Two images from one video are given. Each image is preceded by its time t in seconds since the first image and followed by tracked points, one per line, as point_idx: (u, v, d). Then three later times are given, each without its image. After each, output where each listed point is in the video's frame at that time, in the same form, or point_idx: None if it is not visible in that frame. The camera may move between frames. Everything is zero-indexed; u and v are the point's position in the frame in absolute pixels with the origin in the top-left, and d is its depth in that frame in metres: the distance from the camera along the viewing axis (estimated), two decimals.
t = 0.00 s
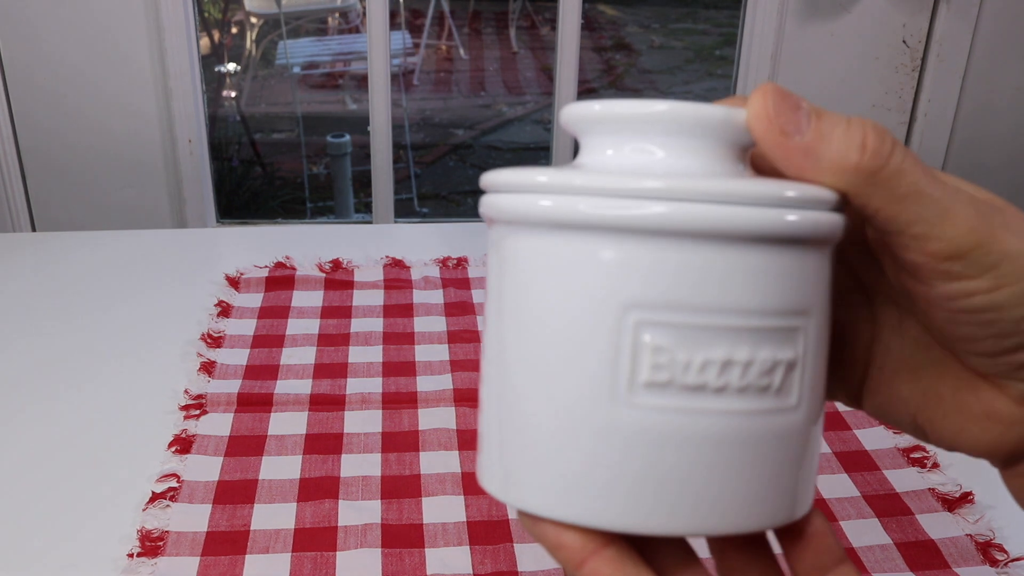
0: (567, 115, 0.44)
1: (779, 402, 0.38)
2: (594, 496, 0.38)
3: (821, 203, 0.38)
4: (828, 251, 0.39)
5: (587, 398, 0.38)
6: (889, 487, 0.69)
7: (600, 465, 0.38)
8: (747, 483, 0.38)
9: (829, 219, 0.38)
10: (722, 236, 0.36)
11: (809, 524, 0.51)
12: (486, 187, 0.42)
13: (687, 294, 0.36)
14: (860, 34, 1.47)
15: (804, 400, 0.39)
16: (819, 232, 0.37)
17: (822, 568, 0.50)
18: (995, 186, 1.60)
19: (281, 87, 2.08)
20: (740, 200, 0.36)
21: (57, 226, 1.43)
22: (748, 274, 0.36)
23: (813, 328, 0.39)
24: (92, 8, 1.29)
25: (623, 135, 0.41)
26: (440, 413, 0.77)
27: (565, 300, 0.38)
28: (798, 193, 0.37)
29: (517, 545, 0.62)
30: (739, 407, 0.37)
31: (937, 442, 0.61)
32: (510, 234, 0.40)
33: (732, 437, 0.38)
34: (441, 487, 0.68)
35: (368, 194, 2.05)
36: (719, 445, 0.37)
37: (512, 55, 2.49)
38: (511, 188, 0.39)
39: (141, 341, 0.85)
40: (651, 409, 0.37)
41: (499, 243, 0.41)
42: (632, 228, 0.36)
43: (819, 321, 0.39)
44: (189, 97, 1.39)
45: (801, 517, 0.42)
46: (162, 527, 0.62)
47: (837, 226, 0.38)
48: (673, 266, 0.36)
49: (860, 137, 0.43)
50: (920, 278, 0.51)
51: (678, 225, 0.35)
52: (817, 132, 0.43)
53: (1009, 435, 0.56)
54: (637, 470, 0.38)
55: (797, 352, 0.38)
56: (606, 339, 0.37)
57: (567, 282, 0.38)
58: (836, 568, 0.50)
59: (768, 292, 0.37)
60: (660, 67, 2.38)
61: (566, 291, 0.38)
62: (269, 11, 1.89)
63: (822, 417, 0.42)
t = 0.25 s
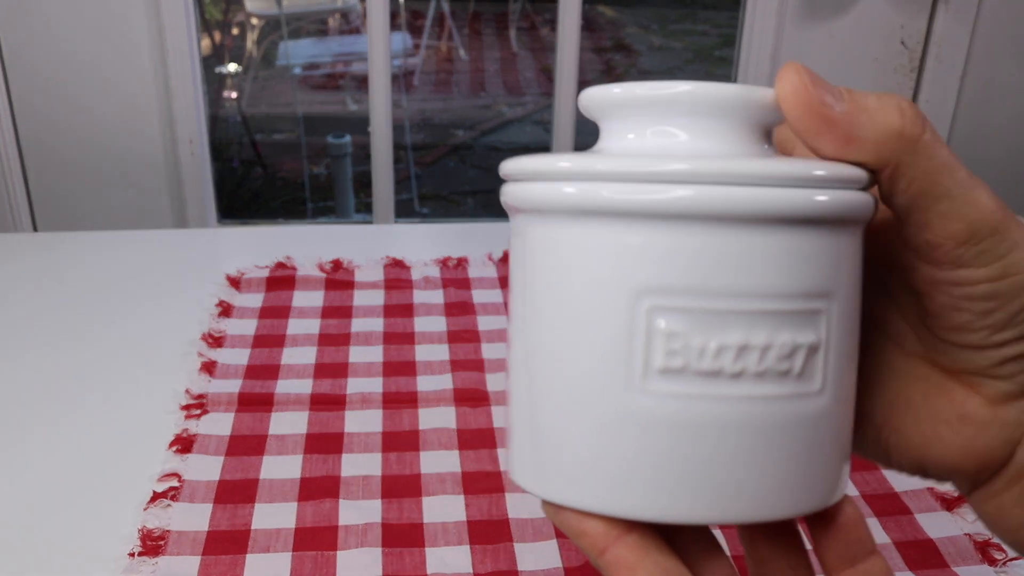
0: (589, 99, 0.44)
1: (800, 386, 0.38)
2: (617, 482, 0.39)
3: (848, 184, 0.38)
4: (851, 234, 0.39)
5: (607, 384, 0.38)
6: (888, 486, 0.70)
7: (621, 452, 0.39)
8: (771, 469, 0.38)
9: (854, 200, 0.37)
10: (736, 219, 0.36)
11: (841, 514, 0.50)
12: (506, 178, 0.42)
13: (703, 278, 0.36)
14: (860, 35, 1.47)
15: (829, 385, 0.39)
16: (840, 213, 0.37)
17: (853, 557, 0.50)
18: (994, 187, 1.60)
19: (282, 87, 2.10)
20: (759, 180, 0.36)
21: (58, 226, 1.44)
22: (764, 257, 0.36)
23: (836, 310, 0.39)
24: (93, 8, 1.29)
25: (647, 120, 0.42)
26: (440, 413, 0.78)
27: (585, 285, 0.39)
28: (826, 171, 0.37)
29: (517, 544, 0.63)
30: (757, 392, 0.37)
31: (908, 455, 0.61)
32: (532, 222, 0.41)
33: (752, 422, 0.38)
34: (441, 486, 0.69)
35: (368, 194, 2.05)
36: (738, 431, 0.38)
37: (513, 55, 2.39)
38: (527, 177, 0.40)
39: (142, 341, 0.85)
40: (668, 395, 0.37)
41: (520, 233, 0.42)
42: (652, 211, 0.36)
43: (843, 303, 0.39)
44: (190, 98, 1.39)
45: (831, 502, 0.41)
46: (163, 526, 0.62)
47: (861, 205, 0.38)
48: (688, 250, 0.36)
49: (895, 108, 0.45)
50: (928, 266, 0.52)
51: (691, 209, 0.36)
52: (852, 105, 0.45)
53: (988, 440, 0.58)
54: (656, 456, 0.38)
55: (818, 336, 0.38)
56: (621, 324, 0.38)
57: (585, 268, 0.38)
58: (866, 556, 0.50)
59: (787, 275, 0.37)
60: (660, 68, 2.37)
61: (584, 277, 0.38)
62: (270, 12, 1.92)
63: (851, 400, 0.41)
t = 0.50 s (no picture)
0: (586, 117, 0.44)
1: (798, 395, 0.38)
2: (617, 493, 0.39)
3: (847, 193, 0.38)
4: (848, 240, 0.39)
5: (604, 397, 0.39)
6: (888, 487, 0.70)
7: (620, 463, 0.39)
8: (770, 478, 0.38)
9: (849, 209, 0.37)
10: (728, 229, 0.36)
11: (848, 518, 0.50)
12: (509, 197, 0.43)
13: (697, 289, 0.36)
14: (860, 35, 1.47)
15: (828, 393, 0.39)
16: (835, 220, 0.37)
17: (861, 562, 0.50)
18: (994, 186, 1.60)
19: (281, 87, 2.15)
20: (754, 191, 0.35)
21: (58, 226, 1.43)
22: (757, 266, 0.36)
23: (834, 317, 0.39)
24: (93, 8, 1.29)
25: (647, 135, 0.42)
26: (440, 413, 0.77)
27: (583, 298, 0.39)
28: (824, 180, 0.36)
29: (517, 544, 0.63)
30: (753, 402, 0.37)
31: (904, 474, 0.60)
32: (536, 242, 0.41)
33: (749, 432, 0.37)
34: (441, 486, 0.68)
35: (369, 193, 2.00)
36: (734, 440, 0.37)
37: (512, 55, 2.41)
38: (525, 195, 0.40)
39: (143, 341, 0.85)
40: (664, 407, 0.38)
41: (525, 250, 0.43)
42: (650, 224, 0.36)
43: (841, 310, 0.39)
44: (189, 98, 1.39)
45: (835, 510, 0.41)
46: (163, 526, 0.62)
47: (858, 211, 0.38)
48: (682, 261, 0.36)
49: (904, 117, 0.45)
50: (928, 277, 0.52)
51: (683, 222, 0.36)
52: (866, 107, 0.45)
53: (985, 456, 0.57)
54: (652, 465, 0.38)
55: (815, 344, 0.38)
56: (618, 337, 0.38)
57: (584, 281, 0.39)
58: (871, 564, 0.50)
59: (781, 284, 0.37)
60: (660, 68, 2.37)
61: (582, 291, 0.39)
62: (269, 11, 1.89)
63: (854, 407, 0.41)
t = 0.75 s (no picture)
0: (581, 115, 0.44)
1: (791, 391, 0.38)
2: (607, 489, 0.39)
3: (840, 190, 0.38)
4: (841, 238, 0.39)
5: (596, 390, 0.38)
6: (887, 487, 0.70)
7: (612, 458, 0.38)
8: (762, 475, 0.38)
9: (842, 206, 0.38)
10: (722, 223, 0.36)
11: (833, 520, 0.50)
12: (503, 192, 0.43)
13: (692, 284, 0.36)
14: (860, 34, 1.47)
15: (821, 391, 0.39)
16: (828, 217, 0.37)
17: (846, 566, 0.50)
18: (995, 185, 1.60)
19: (281, 87, 2.15)
20: (747, 186, 0.35)
21: (58, 226, 1.43)
22: (751, 261, 0.37)
23: (826, 315, 0.39)
24: (93, 8, 1.29)
25: (642, 132, 0.42)
26: (440, 413, 0.77)
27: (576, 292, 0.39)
28: (815, 178, 0.37)
29: (517, 544, 0.63)
30: (746, 396, 0.37)
31: (921, 484, 0.57)
32: (531, 234, 0.41)
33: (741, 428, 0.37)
34: (441, 486, 0.68)
35: (369, 193, 2.00)
36: (727, 436, 0.37)
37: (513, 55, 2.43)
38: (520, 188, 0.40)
39: (143, 340, 0.85)
40: (657, 401, 0.37)
41: (518, 246, 0.42)
42: (645, 217, 0.36)
43: (834, 308, 0.39)
44: (189, 98, 1.39)
45: (826, 509, 0.41)
46: (163, 526, 0.62)
47: (851, 209, 0.38)
48: (675, 254, 0.36)
49: (911, 121, 0.45)
50: (942, 281, 0.50)
51: (677, 214, 0.36)
52: (868, 127, 0.45)
53: (1007, 464, 0.54)
54: (644, 460, 0.38)
55: (807, 341, 0.38)
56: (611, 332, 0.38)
57: (578, 275, 0.38)
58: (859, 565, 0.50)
59: (773, 279, 0.37)
60: (660, 68, 2.36)
61: (576, 285, 0.39)
62: (269, 11, 1.91)
63: (844, 407, 0.41)
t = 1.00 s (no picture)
0: (569, 139, 0.44)
1: (777, 420, 0.38)
2: (596, 517, 0.39)
3: (826, 218, 0.38)
4: (830, 262, 0.38)
5: (582, 424, 0.39)
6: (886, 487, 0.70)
7: (602, 489, 0.39)
8: (752, 501, 0.38)
9: (830, 236, 0.37)
10: (703, 260, 0.35)
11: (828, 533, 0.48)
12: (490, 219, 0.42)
13: (674, 321, 0.36)
14: (860, 34, 1.47)
15: (808, 415, 0.39)
16: (813, 247, 0.37)
17: None
18: (994, 185, 1.60)
19: (282, 87, 2.15)
20: (731, 224, 0.35)
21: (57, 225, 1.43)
22: (735, 296, 0.36)
23: (813, 341, 0.38)
24: (93, 7, 1.29)
25: (629, 159, 0.41)
26: (440, 413, 0.77)
27: (562, 325, 0.39)
28: (807, 208, 0.36)
29: (517, 544, 0.63)
30: (729, 430, 0.37)
31: (928, 490, 0.57)
32: (517, 268, 0.40)
33: (728, 460, 0.37)
34: (441, 487, 0.68)
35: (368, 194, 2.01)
36: (713, 468, 0.37)
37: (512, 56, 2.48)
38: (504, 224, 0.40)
39: (144, 340, 0.85)
40: (641, 434, 0.37)
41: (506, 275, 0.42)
42: (630, 256, 0.36)
43: (821, 333, 0.38)
44: (189, 97, 1.39)
45: (820, 528, 0.41)
46: (163, 526, 0.62)
47: (837, 236, 0.38)
48: (658, 291, 0.36)
49: (887, 130, 0.43)
50: (936, 288, 0.50)
51: (660, 252, 0.35)
52: (844, 146, 0.43)
53: (1011, 465, 0.53)
54: (632, 491, 0.38)
55: (794, 369, 0.38)
56: (595, 365, 0.38)
57: (562, 308, 0.38)
58: None
59: (757, 313, 0.36)
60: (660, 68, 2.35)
61: (560, 318, 0.38)
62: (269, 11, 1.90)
63: (837, 424, 0.41)
